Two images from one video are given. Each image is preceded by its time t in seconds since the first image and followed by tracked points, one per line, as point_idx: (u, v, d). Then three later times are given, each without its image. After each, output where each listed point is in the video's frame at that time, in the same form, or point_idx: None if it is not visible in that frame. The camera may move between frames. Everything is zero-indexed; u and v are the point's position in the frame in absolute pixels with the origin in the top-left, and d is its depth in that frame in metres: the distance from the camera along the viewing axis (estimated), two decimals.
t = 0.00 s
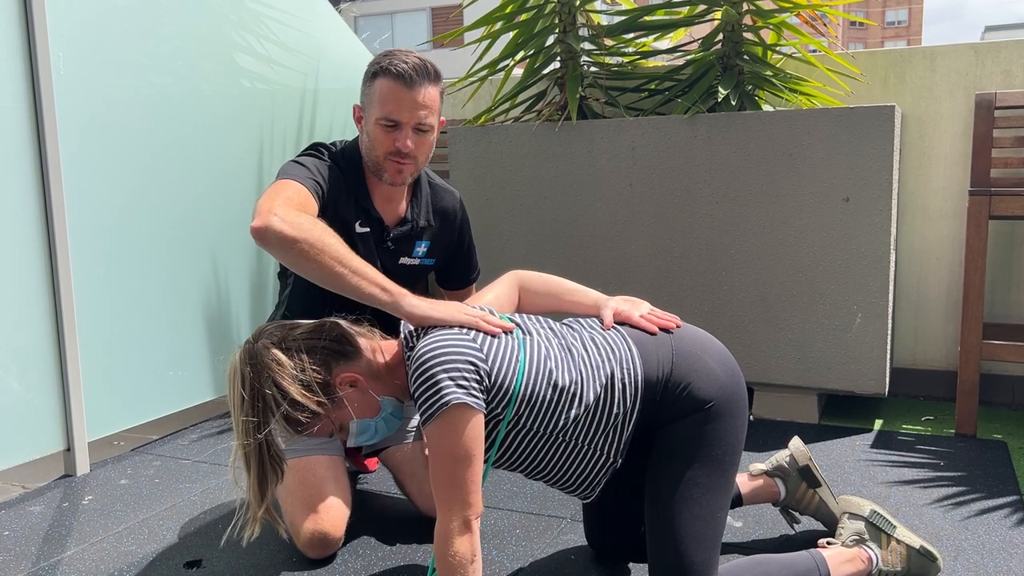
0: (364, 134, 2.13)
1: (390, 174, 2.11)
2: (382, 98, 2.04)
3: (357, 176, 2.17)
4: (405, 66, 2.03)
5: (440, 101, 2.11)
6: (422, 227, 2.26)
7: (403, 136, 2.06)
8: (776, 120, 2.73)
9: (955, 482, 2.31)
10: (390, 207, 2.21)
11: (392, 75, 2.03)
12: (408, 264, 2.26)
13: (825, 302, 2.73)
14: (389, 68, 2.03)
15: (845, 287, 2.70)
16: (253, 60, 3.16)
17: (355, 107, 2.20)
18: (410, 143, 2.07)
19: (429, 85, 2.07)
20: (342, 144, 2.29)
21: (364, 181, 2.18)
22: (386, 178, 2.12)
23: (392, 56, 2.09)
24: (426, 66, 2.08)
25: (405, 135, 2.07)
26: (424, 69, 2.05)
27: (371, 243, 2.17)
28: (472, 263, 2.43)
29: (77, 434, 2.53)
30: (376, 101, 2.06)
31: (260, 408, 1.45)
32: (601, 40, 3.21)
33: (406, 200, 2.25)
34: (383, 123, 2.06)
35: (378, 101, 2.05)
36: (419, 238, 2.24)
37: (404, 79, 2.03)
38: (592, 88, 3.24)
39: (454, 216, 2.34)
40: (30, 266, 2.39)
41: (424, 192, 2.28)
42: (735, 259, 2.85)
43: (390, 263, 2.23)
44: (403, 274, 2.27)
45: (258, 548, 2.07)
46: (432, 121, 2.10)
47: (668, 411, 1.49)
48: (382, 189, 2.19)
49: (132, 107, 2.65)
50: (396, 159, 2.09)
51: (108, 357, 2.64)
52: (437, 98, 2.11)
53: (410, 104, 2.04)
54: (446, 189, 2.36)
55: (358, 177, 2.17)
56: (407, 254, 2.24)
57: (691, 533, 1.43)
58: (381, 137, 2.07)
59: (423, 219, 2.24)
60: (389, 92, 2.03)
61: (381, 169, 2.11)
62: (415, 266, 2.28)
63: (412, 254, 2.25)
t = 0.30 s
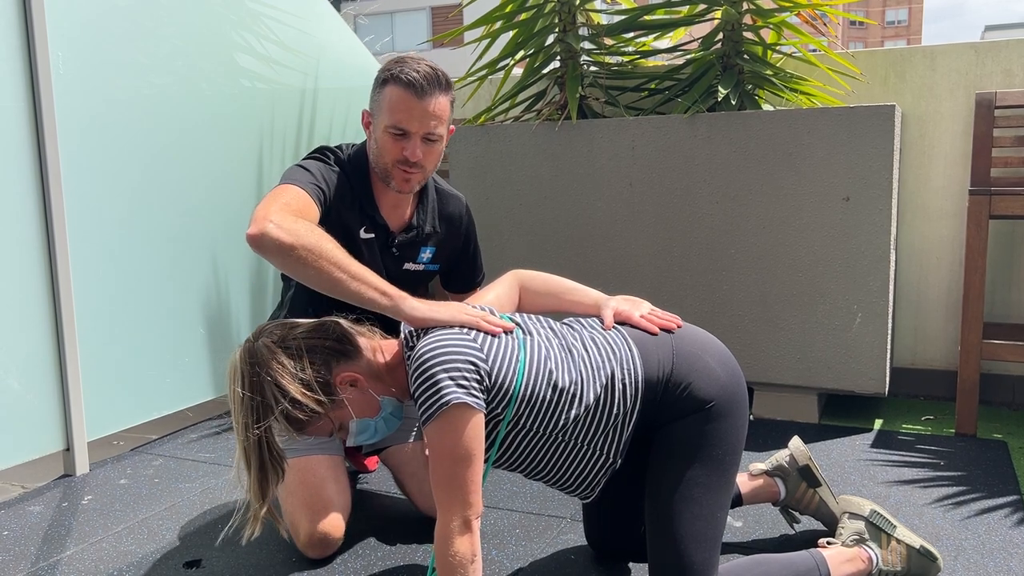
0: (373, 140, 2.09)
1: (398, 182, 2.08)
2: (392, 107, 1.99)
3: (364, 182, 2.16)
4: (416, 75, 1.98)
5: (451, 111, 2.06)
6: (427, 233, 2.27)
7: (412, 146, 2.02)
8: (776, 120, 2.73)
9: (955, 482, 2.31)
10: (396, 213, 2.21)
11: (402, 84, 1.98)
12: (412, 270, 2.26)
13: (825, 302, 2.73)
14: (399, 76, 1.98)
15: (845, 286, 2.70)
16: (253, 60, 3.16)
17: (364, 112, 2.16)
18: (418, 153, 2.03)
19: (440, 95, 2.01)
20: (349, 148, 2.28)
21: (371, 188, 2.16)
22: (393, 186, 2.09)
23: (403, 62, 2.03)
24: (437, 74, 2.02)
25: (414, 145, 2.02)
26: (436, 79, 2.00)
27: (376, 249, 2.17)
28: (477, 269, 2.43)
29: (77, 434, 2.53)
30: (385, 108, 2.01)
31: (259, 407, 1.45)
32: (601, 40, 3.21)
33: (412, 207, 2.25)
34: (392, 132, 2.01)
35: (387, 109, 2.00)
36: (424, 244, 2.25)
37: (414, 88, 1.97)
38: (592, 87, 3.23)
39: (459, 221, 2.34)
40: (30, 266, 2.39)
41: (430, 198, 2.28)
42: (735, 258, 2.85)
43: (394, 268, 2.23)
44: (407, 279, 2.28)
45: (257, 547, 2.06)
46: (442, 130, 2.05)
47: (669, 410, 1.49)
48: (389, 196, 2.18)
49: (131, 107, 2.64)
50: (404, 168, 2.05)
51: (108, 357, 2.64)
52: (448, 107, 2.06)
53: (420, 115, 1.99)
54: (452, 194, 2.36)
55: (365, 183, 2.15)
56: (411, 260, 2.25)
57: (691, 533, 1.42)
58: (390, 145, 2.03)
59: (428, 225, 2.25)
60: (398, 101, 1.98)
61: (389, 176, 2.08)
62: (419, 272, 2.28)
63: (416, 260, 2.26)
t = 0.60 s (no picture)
0: (377, 145, 2.09)
1: (400, 188, 2.08)
2: (397, 113, 1.99)
3: (367, 187, 2.15)
4: (422, 83, 1.97)
5: (456, 118, 2.05)
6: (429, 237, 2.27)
7: (416, 152, 2.02)
8: (775, 120, 2.73)
9: (954, 482, 2.31)
10: (399, 217, 2.21)
11: (408, 90, 1.97)
12: (413, 274, 2.27)
13: (824, 302, 2.73)
14: (406, 82, 1.97)
15: (844, 286, 2.70)
16: (253, 59, 3.16)
17: (368, 116, 2.15)
18: (422, 159, 2.03)
19: (445, 102, 2.01)
20: (353, 151, 2.28)
21: (374, 192, 2.16)
22: (396, 191, 2.09)
23: (410, 68, 2.03)
24: (443, 82, 2.02)
25: (418, 152, 2.02)
26: (442, 86, 2.00)
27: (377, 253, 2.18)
28: (478, 274, 2.44)
29: (76, 434, 2.53)
30: (390, 114, 2.00)
31: (258, 407, 1.46)
32: (600, 39, 3.21)
33: (415, 211, 2.25)
34: (396, 138, 2.01)
35: (392, 115, 2.00)
36: (426, 248, 2.25)
37: (420, 95, 1.97)
38: (591, 87, 3.23)
39: (461, 226, 2.34)
40: (30, 266, 2.39)
41: (433, 203, 2.28)
42: (735, 258, 2.85)
43: (395, 272, 2.24)
44: (408, 283, 2.29)
45: (256, 547, 2.07)
46: (446, 137, 2.05)
47: (668, 410, 1.49)
48: (392, 200, 2.18)
49: (131, 107, 2.64)
50: (407, 174, 2.05)
51: (107, 357, 2.64)
52: (453, 114, 2.05)
53: (425, 122, 1.98)
54: (455, 198, 2.36)
55: (368, 187, 2.15)
56: (413, 264, 2.25)
57: (691, 533, 1.42)
58: (394, 151, 2.03)
59: (430, 229, 2.24)
60: (404, 107, 1.98)
61: (392, 182, 2.08)
62: (420, 276, 2.29)
63: (417, 264, 2.26)
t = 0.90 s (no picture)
0: (376, 147, 2.09)
1: (400, 189, 2.08)
2: (396, 115, 1.99)
3: (366, 188, 2.15)
4: (422, 84, 1.97)
5: (456, 120, 2.05)
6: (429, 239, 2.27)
7: (415, 154, 2.02)
8: (775, 119, 2.73)
9: (954, 482, 2.31)
10: (398, 219, 2.21)
11: (408, 92, 1.97)
12: (412, 275, 2.27)
13: (824, 302, 2.73)
14: (405, 84, 1.97)
15: (843, 286, 2.70)
16: (253, 59, 3.16)
17: (368, 117, 2.15)
18: (422, 161, 2.03)
19: (445, 104, 2.01)
20: (352, 152, 2.28)
21: (373, 193, 2.16)
22: (395, 193, 2.09)
23: (410, 70, 2.02)
24: (443, 83, 2.02)
25: (418, 154, 2.02)
26: (441, 88, 1.99)
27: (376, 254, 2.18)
28: (478, 275, 2.44)
29: (76, 434, 2.53)
30: (390, 116, 2.00)
31: (259, 407, 1.45)
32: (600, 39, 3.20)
33: (415, 212, 2.25)
34: (395, 140, 2.01)
35: (392, 117, 2.00)
36: (425, 250, 2.25)
37: (419, 97, 1.97)
38: (591, 87, 3.23)
39: (461, 227, 2.34)
40: (29, 265, 2.39)
41: (433, 204, 2.28)
42: (734, 258, 2.85)
43: (395, 273, 2.24)
44: (407, 284, 2.29)
45: (256, 547, 2.07)
46: (446, 139, 2.05)
47: (668, 410, 1.49)
48: (391, 202, 2.18)
49: (131, 107, 2.64)
50: (407, 176, 2.05)
51: (107, 356, 2.64)
52: (453, 116, 2.05)
53: (425, 123, 1.98)
54: (454, 199, 2.35)
55: (367, 189, 2.15)
56: (412, 265, 2.26)
57: (691, 533, 1.42)
58: (394, 153, 2.03)
59: (430, 230, 2.24)
60: (403, 109, 1.97)
61: (391, 184, 2.08)
62: (420, 277, 2.29)
63: (416, 265, 2.26)
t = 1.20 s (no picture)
0: (372, 143, 2.09)
1: (397, 186, 2.08)
2: (392, 110, 1.99)
3: (363, 185, 2.15)
4: (417, 79, 1.96)
5: (452, 114, 2.05)
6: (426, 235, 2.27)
7: (412, 150, 2.01)
8: (774, 120, 2.73)
9: (953, 482, 2.31)
10: (396, 215, 2.22)
11: (403, 87, 1.97)
12: (410, 272, 2.28)
13: (824, 302, 2.73)
14: (400, 79, 1.97)
15: (843, 287, 2.70)
16: (253, 59, 3.16)
17: (363, 114, 2.15)
18: (418, 157, 2.03)
19: (441, 99, 2.00)
20: (349, 149, 2.28)
21: (370, 190, 2.16)
22: (392, 189, 2.09)
23: (405, 64, 2.02)
24: (439, 78, 2.01)
25: (414, 149, 2.02)
26: (437, 82, 1.99)
27: (374, 251, 2.19)
28: (476, 272, 2.44)
29: (75, 434, 2.53)
30: (385, 112, 2.00)
31: (262, 394, 1.50)
32: (600, 40, 3.20)
33: (412, 209, 2.25)
34: (392, 136, 2.01)
35: (388, 113, 2.00)
36: (422, 246, 2.26)
37: (415, 92, 1.96)
38: (591, 87, 3.23)
39: (459, 223, 2.34)
40: (29, 265, 2.39)
41: (430, 201, 2.27)
42: (734, 258, 2.85)
43: (393, 270, 2.25)
44: (405, 281, 2.30)
45: (255, 547, 2.07)
46: (442, 135, 2.05)
47: (669, 409, 1.49)
48: (388, 199, 2.18)
49: (131, 107, 2.64)
50: (404, 173, 2.05)
51: (107, 356, 2.64)
52: (449, 110, 2.05)
53: (421, 119, 1.98)
54: (452, 195, 2.36)
55: (363, 186, 2.15)
56: (409, 262, 2.26)
57: (691, 533, 1.43)
58: (390, 150, 2.03)
59: (427, 227, 2.25)
60: (400, 104, 1.97)
61: (388, 180, 2.08)
62: (417, 274, 2.30)
63: (414, 263, 2.27)
